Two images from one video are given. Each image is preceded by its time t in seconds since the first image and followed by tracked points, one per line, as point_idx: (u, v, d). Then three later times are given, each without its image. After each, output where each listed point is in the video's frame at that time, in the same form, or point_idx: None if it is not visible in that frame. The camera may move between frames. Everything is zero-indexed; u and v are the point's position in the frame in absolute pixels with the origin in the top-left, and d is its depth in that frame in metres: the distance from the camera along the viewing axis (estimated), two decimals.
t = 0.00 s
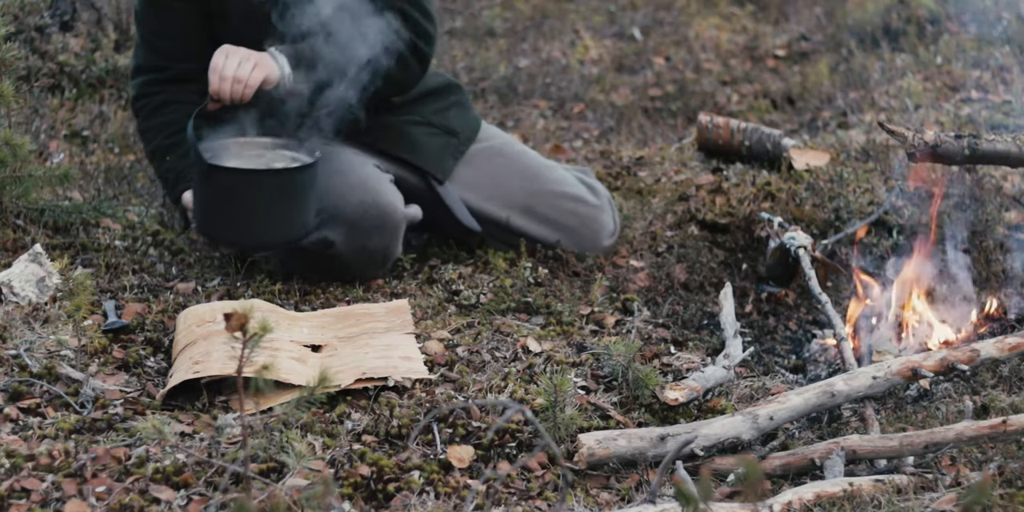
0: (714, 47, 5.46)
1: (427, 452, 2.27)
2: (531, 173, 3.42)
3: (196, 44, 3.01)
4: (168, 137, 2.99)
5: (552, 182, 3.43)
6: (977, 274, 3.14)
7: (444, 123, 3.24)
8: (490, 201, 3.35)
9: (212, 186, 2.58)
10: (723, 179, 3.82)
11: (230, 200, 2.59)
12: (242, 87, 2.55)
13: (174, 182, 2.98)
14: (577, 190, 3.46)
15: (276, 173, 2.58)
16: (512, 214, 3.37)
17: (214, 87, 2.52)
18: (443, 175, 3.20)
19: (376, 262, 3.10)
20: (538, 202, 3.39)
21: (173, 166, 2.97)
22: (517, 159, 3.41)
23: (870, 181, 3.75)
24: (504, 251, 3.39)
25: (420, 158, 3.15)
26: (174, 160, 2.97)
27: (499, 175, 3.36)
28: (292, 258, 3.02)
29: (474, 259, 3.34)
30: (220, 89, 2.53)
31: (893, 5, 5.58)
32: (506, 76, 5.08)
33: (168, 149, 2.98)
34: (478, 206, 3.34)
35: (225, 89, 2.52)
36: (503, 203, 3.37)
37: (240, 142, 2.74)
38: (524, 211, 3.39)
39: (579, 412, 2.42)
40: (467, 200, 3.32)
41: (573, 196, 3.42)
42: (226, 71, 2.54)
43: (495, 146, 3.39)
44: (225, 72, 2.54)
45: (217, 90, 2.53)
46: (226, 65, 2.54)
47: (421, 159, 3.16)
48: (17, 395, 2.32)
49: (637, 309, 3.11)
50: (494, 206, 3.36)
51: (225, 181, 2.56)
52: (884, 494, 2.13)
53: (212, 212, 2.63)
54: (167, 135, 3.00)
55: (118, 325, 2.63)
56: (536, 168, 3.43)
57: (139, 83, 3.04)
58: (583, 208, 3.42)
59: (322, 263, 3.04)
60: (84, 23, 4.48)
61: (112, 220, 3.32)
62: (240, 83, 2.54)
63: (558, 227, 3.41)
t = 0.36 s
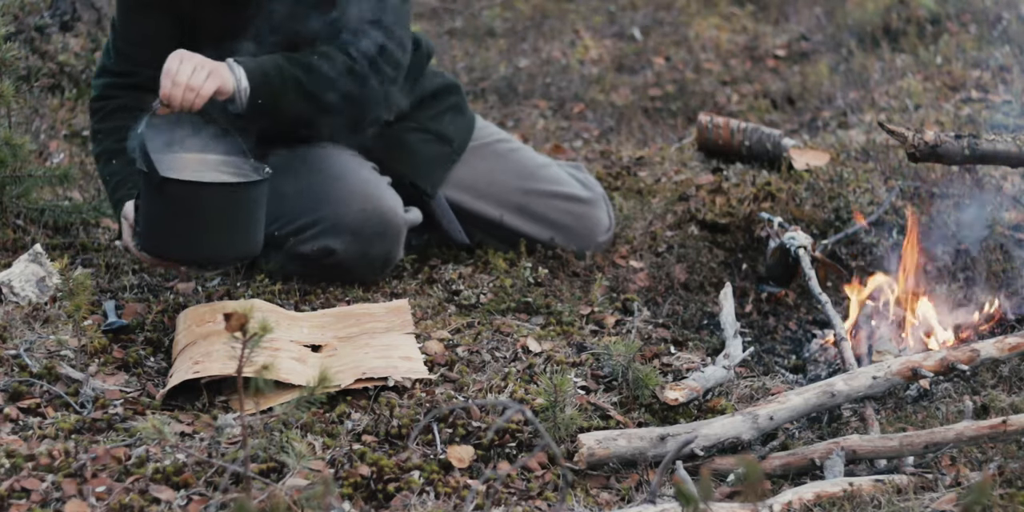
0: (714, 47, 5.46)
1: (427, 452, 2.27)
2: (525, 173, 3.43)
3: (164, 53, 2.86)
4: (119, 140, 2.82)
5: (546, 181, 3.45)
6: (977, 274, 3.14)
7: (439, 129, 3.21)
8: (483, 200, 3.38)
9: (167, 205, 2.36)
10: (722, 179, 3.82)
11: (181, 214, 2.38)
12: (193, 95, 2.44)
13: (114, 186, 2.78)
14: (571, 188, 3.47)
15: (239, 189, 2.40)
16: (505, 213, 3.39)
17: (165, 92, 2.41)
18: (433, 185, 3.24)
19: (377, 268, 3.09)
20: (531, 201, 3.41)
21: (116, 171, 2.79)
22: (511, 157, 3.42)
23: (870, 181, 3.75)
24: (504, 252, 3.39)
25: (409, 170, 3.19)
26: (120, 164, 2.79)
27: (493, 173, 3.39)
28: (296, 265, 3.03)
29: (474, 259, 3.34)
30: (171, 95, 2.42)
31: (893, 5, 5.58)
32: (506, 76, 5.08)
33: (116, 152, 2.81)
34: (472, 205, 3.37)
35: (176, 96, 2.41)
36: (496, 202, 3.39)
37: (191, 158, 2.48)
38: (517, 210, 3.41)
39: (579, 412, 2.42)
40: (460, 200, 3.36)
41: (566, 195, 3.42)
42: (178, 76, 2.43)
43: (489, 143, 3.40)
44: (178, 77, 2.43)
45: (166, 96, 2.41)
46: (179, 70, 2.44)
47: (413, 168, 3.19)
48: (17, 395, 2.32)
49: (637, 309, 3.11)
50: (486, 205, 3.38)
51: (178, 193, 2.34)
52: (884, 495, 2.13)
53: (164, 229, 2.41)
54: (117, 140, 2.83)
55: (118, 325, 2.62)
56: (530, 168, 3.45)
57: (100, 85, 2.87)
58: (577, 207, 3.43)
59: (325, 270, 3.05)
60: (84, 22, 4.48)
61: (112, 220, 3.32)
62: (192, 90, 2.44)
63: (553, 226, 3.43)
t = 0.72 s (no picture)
0: (714, 47, 5.46)
1: (427, 452, 2.27)
2: (523, 172, 3.43)
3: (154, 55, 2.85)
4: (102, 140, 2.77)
5: (544, 180, 3.45)
6: (977, 273, 3.14)
7: (436, 138, 3.18)
8: (482, 199, 3.36)
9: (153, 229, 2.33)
10: (722, 179, 3.82)
11: (169, 241, 2.35)
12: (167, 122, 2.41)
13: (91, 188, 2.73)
14: (569, 187, 3.46)
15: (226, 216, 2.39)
16: (502, 212, 3.39)
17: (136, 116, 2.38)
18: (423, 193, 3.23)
19: (374, 271, 3.09)
20: (529, 200, 3.41)
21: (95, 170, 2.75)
22: (509, 156, 3.43)
23: (870, 181, 3.75)
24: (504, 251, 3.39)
25: (403, 179, 3.18)
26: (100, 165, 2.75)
27: (491, 172, 3.38)
28: (292, 269, 3.03)
29: (475, 260, 3.35)
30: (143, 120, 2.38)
31: (893, 5, 5.58)
32: (506, 76, 5.09)
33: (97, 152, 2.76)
34: (470, 204, 3.35)
35: (148, 122, 2.37)
36: (493, 201, 3.38)
37: (175, 180, 2.59)
38: (514, 209, 3.40)
39: (579, 412, 2.42)
40: (459, 199, 3.34)
41: (565, 193, 3.42)
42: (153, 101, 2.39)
43: (487, 143, 3.41)
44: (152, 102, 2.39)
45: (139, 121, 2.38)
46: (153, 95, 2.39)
47: (406, 178, 3.18)
48: (17, 395, 2.32)
49: (637, 309, 3.11)
50: (484, 205, 3.37)
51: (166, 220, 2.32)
52: (884, 494, 2.13)
53: (149, 256, 2.37)
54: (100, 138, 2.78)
55: (119, 325, 2.62)
56: (528, 167, 3.45)
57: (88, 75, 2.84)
58: (575, 206, 3.43)
59: (323, 273, 3.05)
60: (84, 22, 4.49)
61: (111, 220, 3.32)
62: (166, 118, 2.41)
63: (551, 225, 3.42)
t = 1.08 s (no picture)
0: (714, 47, 5.46)
1: (427, 452, 2.27)
2: (523, 173, 3.44)
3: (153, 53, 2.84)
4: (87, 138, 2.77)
5: (543, 180, 3.45)
6: (977, 274, 3.14)
7: (436, 141, 3.17)
8: (481, 198, 3.37)
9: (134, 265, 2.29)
10: (722, 179, 3.82)
11: (148, 282, 2.31)
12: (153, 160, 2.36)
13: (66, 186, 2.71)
14: (569, 187, 3.46)
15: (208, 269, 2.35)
16: (502, 213, 3.39)
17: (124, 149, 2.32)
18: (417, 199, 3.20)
19: (374, 272, 3.09)
20: (529, 201, 3.41)
21: (72, 168, 2.73)
22: (509, 156, 3.43)
23: (870, 181, 3.75)
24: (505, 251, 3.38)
25: (402, 180, 3.15)
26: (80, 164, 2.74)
27: (490, 172, 3.39)
28: (293, 270, 3.04)
29: (475, 259, 3.35)
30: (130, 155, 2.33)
31: (893, 6, 5.58)
32: (506, 76, 5.09)
33: (80, 150, 2.76)
34: (469, 204, 3.36)
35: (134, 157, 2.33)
36: (493, 202, 3.38)
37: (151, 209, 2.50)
38: (514, 210, 3.40)
39: (579, 412, 2.42)
40: (458, 198, 3.35)
41: (564, 193, 3.42)
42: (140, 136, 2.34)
43: (486, 143, 3.43)
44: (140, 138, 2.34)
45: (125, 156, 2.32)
46: (141, 131, 2.35)
47: (405, 181, 3.15)
48: (17, 395, 2.32)
49: (637, 309, 3.11)
50: (484, 205, 3.37)
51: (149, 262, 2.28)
52: (884, 494, 2.13)
53: (128, 289, 2.33)
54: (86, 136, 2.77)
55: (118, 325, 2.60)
56: (527, 167, 3.45)
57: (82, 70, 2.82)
58: (575, 206, 3.43)
59: (323, 275, 3.05)
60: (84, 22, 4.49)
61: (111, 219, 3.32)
62: (152, 155, 2.36)
63: (550, 224, 3.42)
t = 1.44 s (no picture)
0: (714, 47, 5.46)
1: (427, 452, 2.27)
2: (522, 173, 3.44)
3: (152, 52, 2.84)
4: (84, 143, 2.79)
5: (542, 180, 3.45)
6: (977, 274, 3.14)
7: (435, 142, 3.17)
8: (480, 198, 3.38)
9: (132, 292, 2.28)
10: (722, 180, 3.82)
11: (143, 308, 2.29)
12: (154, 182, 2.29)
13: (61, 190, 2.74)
14: (568, 187, 3.46)
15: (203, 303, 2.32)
16: (501, 213, 3.39)
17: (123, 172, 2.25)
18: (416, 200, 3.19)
19: (373, 273, 3.09)
20: (528, 201, 3.41)
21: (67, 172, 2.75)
22: (508, 156, 3.44)
23: (870, 181, 3.75)
24: (505, 251, 3.38)
25: (401, 182, 3.14)
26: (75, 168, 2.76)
27: (489, 173, 3.39)
28: (292, 271, 3.04)
29: (475, 259, 3.35)
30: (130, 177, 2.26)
31: (893, 6, 5.58)
32: (506, 76, 5.09)
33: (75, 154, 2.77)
34: (469, 205, 3.37)
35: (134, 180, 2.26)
36: (492, 202, 3.39)
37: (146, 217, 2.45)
38: (514, 210, 3.41)
39: (579, 412, 2.42)
40: (457, 198, 3.36)
41: (563, 193, 3.42)
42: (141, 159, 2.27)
43: (486, 143, 3.43)
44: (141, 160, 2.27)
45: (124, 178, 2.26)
46: (142, 154, 2.27)
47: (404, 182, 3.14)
48: (17, 395, 2.32)
49: (637, 309, 3.11)
50: (483, 205, 3.38)
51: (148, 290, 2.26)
52: (884, 495, 2.13)
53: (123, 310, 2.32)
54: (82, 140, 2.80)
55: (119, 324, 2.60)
56: (527, 168, 3.45)
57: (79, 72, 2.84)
58: (574, 205, 3.42)
59: (323, 275, 3.05)
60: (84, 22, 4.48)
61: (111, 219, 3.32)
62: (153, 177, 2.29)
63: (549, 225, 3.42)
